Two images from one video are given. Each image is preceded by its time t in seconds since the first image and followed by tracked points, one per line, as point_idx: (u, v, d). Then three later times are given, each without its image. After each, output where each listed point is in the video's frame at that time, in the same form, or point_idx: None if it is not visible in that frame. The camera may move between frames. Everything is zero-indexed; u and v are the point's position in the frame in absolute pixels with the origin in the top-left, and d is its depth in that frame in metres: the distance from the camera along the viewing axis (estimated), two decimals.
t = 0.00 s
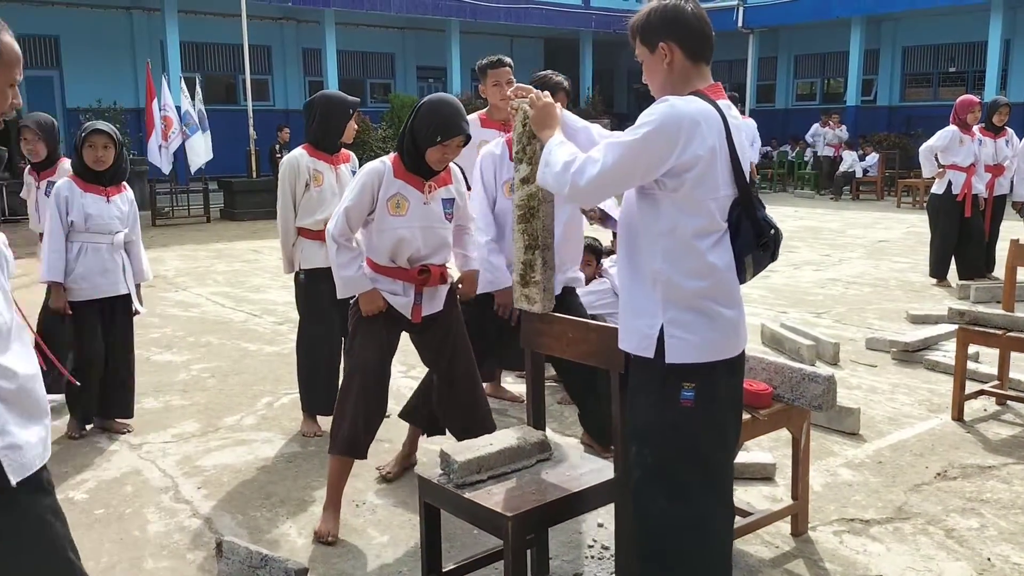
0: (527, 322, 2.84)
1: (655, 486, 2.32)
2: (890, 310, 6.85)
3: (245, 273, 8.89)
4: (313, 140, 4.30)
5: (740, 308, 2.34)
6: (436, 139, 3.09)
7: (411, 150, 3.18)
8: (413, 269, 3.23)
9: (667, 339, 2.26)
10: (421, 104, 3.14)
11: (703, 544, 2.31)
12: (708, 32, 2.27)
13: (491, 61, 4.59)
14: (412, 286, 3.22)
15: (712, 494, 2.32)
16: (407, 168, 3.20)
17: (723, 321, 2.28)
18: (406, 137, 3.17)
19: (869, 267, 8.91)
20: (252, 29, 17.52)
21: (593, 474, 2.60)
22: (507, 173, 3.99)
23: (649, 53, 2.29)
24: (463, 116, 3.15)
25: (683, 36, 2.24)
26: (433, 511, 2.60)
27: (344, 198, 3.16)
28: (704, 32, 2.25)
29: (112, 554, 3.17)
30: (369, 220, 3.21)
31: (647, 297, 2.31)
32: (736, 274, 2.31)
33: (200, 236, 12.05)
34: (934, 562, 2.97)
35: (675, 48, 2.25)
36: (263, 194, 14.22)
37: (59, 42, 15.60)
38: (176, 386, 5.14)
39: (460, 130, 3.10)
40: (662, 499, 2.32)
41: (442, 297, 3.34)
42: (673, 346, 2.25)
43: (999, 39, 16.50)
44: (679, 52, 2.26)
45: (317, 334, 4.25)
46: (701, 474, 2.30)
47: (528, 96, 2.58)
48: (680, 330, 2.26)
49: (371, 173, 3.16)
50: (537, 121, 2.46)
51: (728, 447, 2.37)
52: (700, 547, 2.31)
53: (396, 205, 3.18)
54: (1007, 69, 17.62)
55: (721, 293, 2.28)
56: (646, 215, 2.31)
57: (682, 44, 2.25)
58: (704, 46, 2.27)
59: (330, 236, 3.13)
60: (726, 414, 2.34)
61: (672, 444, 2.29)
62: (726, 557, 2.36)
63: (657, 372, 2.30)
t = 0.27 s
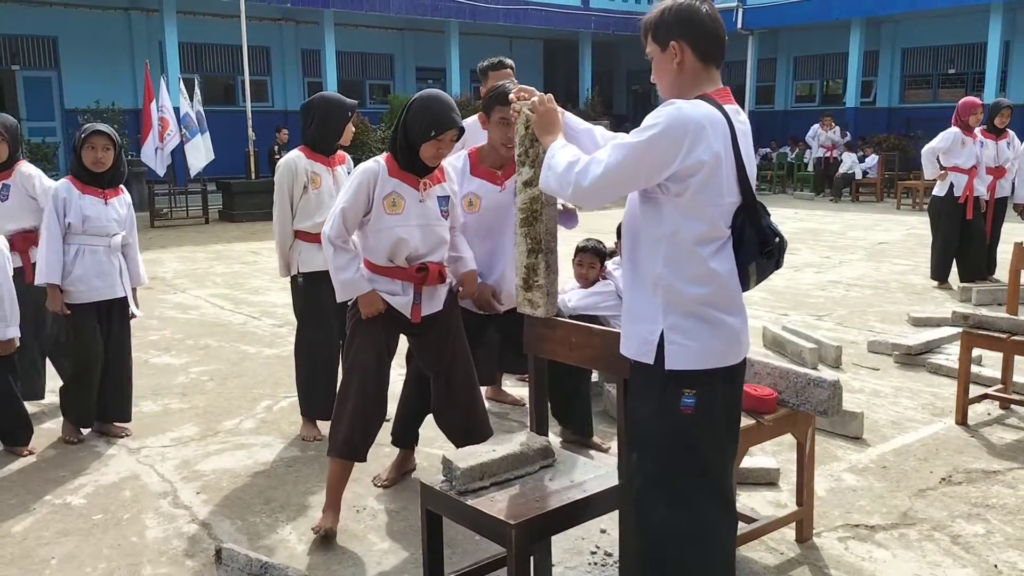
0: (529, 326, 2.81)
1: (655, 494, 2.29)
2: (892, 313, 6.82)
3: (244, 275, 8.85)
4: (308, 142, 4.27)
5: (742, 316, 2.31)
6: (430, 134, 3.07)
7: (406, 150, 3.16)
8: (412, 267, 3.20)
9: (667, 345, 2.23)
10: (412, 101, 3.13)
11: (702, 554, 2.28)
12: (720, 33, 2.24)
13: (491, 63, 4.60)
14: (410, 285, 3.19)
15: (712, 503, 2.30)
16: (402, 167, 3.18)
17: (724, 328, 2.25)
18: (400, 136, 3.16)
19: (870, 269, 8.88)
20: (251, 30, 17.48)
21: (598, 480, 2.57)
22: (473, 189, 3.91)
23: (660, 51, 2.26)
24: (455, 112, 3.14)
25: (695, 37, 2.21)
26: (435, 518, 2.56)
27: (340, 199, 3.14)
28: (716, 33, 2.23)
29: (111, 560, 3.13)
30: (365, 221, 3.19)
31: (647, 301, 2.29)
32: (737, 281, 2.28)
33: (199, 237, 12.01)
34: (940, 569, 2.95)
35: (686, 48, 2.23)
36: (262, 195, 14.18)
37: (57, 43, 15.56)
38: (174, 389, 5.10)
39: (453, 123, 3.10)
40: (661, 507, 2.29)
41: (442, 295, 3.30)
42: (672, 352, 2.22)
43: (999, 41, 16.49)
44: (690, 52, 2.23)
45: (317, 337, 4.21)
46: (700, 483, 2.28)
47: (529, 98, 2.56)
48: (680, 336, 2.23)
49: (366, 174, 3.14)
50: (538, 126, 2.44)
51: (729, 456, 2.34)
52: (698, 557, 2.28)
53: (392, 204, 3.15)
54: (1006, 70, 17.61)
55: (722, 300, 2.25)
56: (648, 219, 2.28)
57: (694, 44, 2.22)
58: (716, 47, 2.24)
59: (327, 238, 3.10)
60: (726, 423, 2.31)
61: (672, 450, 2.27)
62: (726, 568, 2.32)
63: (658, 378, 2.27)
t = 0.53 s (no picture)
0: (530, 329, 2.75)
1: (657, 500, 2.24)
2: (891, 313, 6.79)
3: (239, 275, 8.78)
4: (302, 141, 4.22)
5: (747, 318, 2.25)
6: (426, 128, 3.04)
7: (402, 149, 3.11)
8: (413, 269, 3.15)
9: (670, 349, 2.18)
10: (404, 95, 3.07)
11: (707, 562, 2.23)
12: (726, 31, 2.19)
13: (490, 61, 4.55)
14: (412, 289, 3.14)
15: (716, 511, 2.24)
16: (398, 166, 3.13)
17: (728, 331, 2.20)
18: (394, 134, 3.10)
19: (868, 269, 8.85)
20: (246, 27, 17.40)
21: (600, 486, 2.52)
22: (470, 209, 3.89)
23: (663, 45, 2.22)
24: (449, 109, 3.09)
25: (699, 34, 2.17)
26: (434, 525, 2.51)
27: (337, 203, 3.08)
28: (722, 30, 2.18)
29: (103, 566, 3.07)
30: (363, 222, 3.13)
31: (649, 304, 2.24)
32: (742, 282, 2.22)
33: (192, 236, 11.93)
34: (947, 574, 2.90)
35: (689, 43, 2.18)
36: (257, 194, 14.10)
37: (49, 40, 15.45)
38: (168, 391, 5.04)
39: (447, 116, 3.06)
40: (663, 513, 2.24)
41: (444, 297, 3.25)
42: (675, 356, 2.18)
43: (996, 39, 16.48)
44: (693, 48, 2.19)
45: (313, 339, 4.16)
46: (704, 490, 2.22)
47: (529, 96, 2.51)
48: (683, 340, 2.18)
49: (362, 174, 3.08)
50: (539, 124, 2.38)
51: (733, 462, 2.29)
52: (702, 565, 2.23)
53: (389, 204, 3.10)
54: (1003, 69, 17.62)
55: (726, 302, 2.20)
56: (649, 219, 2.23)
57: (698, 39, 2.17)
58: (720, 44, 2.19)
59: (326, 244, 3.05)
60: (730, 428, 2.26)
61: (674, 456, 2.22)
62: None
63: (660, 381, 2.22)
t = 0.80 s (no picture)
0: (531, 329, 2.72)
1: (663, 504, 2.21)
2: (888, 311, 6.78)
3: (232, 273, 8.72)
4: (297, 139, 4.17)
5: (750, 316, 2.22)
6: (430, 127, 3.01)
7: (402, 148, 3.07)
8: (413, 270, 3.11)
9: (673, 349, 2.14)
10: (406, 94, 3.03)
11: (715, 564, 2.21)
12: (726, 25, 2.16)
13: (486, 58, 4.50)
14: (412, 290, 3.11)
15: (723, 511, 2.21)
16: (396, 165, 3.08)
17: (732, 329, 2.17)
18: (395, 133, 3.06)
19: (864, 267, 8.84)
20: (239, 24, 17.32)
21: (603, 489, 2.49)
22: (478, 209, 3.81)
23: (662, 40, 2.20)
24: (451, 108, 3.06)
25: (698, 28, 2.14)
26: (434, 529, 2.46)
27: (335, 202, 3.03)
28: (721, 25, 2.14)
29: (96, 571, 3.03)
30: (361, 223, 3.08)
31: (651, 304, 2.20)
32: (745, 279, 2.19)
33: (185, 234, 11.85)
34: None
35: (688, 38, 2.15)
36: (250, 192, 14.02)
37: (40, 37, 15.34)
38: (161, 391, 4.99)
39: (449, 115, 3.04)
40: (669, 516, 2.21)
41: (444, 298, 3.22)
42: (679, 356, 2.14)
43: (990, 37, 16.50)
44: (692, 43, 2.16)
45: (309, 339, 4.11)
46: (711, 491, 2.19)
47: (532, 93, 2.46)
48: (687, 339, 2.14)
49: (360, 174, 3.03)
50: (542, 122, 2.34)
51: (738, 461, 2.26)
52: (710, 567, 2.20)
53: (389, 204, 3.05)
54: (996, 67, 17.65)
55: (729, 300, 2.16)
56: (649, 217, 2.20)
57: (696, 34, 2.14)
58: (719, 39, 2.15)
59: (324, 245, 2.99)
60: (734, 428, 2.23)
61: (679, 458, 2.18)
62: None
63: (663, 382, 2.19)
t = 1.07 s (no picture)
0: (532, 329, 2.69)
1: (670, 508, 2.18)
2: (887, 308, 6.77)
3: (228, 271, 8.67)
4: (296, 137, 4.12)
5: (760, 316, 2.18)
6: (448, 128, 3.02)
7: (415, 145, 3.03)
8: (419, 270, 3.08)
9: (681, 352, 2.11)
10: (421, 94, 3.03)
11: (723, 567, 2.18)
12: (723, 21, 2.11)
13: (486, 54, 4.43)
14: (417, 290, 3.08)
15: (730, 514, 2.19)
16: (403, 163, 3.05)
17: (742, 330, 2.13)
18: (411, 129, 3.02)
19: (862, 264, 8.84)
20: (233, 20, 17.24)
21: (608, 490, 2.46)
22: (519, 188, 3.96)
23: (659, 39, 2.17)
24: (460, 107, 3.07)
25: (691, 26, 2.10)
26: (437, 531, 2.44)
27: (341, 200, 2.96)
28: (718, 22, 2.10)
29: (94, 573, 2.99)
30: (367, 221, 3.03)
31: (658, 305, 2.17)
32: (755, 279, 2.15)
33: (180, 232, 11.79)
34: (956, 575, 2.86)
35: (683, 37, 2.12)
36: (244, 189, 13.96)
37: (33, 33, 15.24)
38: (158, 390, 4.94)
39: (463, 116, 3.06)
40: (675, 520, 2.18)
41: (446, 298, 3.20)
42: (686, 359, 2.11)
43: (985, 33, 16.50)
44: (687, 41, 2.13)
45: (308, 337, 4.08)
46: (718, 495, 2.17)
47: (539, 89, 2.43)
48: (696, 342, 2.11)
49: (368, 171, 2.98)
50: (550, 120, 2.31)
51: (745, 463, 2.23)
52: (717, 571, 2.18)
53: (397, 202, 3.02)
54: (991, 63, 17.66)
55: (739, 300, 2.12)
56: (655, 217, 2.17)
57: (692, 33, 2.11)
58: (716, 36, 2.12)
59: (330, 244, 2.91)
60: (741, 430, 2.19)
61: (685, 462, 2.16)
62: None
63: (670, 385, 2.16)
